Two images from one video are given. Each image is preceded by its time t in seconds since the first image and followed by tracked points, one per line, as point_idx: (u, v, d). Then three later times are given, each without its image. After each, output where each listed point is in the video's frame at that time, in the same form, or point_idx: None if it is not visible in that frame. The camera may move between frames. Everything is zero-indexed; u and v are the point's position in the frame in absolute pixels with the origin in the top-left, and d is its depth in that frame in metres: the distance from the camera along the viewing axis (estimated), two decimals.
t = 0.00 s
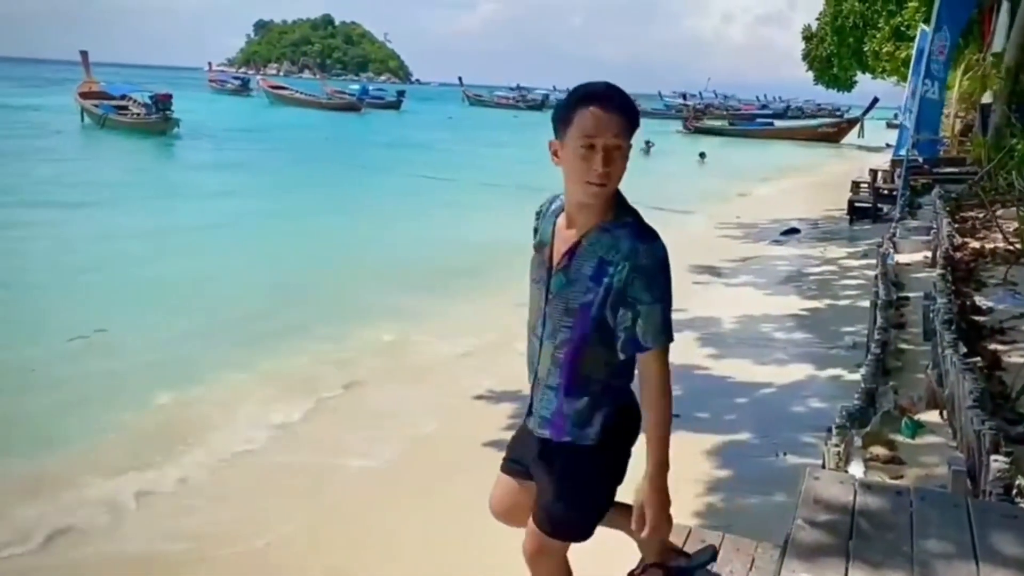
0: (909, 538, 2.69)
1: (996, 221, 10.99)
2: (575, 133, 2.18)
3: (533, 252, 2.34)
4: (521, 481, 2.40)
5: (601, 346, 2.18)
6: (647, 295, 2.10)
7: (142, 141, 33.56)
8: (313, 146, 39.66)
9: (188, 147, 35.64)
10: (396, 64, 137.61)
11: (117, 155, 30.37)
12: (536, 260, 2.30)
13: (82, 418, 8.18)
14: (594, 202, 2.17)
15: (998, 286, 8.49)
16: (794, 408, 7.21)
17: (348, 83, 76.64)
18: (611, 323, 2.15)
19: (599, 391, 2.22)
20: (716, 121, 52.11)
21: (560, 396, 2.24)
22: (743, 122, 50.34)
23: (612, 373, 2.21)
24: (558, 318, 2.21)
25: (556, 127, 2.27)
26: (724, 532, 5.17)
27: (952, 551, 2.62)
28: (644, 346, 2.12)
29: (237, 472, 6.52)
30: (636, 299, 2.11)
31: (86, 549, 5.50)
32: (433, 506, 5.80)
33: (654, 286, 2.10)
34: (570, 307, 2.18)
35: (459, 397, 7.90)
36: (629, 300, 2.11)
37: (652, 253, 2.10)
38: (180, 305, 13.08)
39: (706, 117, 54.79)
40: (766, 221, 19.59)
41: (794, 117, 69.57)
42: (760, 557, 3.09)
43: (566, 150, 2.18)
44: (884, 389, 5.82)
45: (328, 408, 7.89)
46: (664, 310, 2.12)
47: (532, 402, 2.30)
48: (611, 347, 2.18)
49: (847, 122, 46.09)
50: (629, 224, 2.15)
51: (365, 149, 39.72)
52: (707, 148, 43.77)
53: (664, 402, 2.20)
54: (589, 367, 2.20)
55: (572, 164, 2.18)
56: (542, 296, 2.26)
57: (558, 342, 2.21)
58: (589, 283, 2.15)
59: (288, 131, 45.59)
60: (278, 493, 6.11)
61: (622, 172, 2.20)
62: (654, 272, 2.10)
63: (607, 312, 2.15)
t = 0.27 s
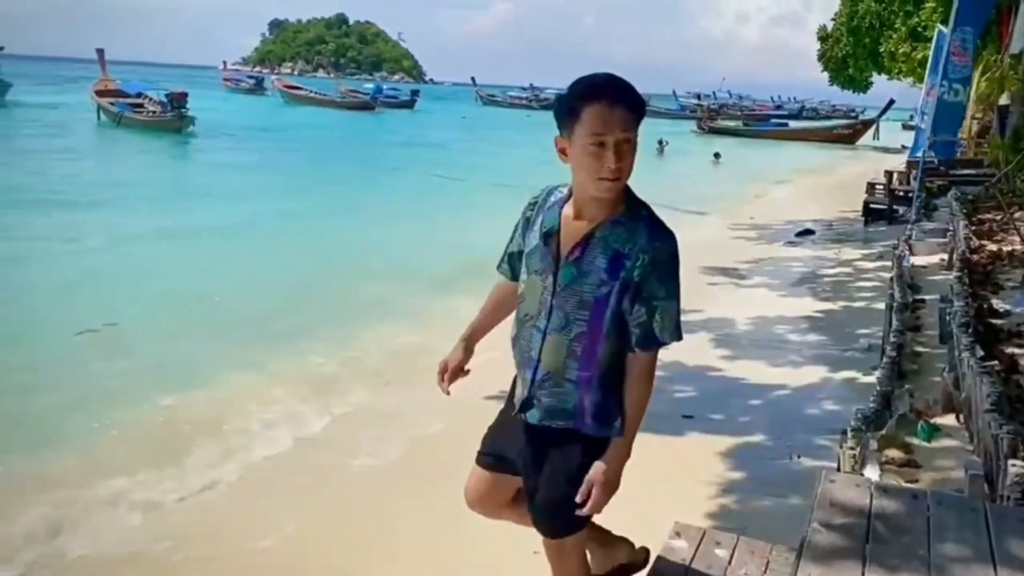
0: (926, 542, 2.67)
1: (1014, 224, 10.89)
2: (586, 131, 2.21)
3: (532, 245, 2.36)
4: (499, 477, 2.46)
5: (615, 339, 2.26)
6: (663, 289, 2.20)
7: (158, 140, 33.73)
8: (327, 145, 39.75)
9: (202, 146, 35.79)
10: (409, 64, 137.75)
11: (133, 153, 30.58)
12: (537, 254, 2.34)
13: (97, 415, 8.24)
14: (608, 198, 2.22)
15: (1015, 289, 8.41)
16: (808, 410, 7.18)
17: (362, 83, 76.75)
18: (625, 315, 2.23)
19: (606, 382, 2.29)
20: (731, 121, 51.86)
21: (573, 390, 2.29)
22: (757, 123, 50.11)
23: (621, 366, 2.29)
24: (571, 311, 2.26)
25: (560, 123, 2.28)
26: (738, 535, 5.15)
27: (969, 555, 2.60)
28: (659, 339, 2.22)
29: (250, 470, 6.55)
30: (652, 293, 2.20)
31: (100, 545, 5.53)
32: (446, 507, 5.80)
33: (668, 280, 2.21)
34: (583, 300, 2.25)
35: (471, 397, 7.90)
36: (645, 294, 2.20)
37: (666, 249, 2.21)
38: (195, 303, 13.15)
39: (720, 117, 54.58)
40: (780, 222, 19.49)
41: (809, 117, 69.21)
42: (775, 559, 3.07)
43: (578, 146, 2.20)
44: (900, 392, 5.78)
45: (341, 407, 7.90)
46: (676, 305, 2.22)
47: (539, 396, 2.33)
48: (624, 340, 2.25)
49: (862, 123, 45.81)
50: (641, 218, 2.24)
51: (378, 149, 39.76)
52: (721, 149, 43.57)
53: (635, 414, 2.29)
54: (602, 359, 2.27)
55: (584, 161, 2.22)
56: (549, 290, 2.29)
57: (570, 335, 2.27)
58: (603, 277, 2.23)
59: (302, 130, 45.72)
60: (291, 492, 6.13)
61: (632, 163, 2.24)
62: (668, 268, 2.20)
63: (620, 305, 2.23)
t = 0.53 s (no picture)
0: (950, 547, 2.65)
1: None
2: (588, 131, 2.19)
3: (532, 251, 2.34)
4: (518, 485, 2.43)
5: (629, 333, 2.23)
6: (674, 278, 2.18)
7: (178, 138, 33.94)
8: (346, 143, 39.86)
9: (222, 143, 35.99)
10: (428, 62, 137.92)
11: (155, 150, 30.82)
12: (543, 258, 2.31)
13: (117, 411, 8.31)
14: (615, 194, 2.20)
15: None
16: (828, 413, 7.12)
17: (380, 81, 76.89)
18: (639, 310, 2.21)
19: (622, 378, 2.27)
20: (750, 121, 51.54)
21: (593, 390, 2.27)
22: (777, 123, 49.78)
23: (638, 361, 2.26)
24: (583, 310, 2.24)
25: (560, 127, 2.27)
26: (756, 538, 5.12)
27: (993, 561, 2.58)
28: (675, 328, 2.20)
29: (267, 469, 6.56)
30: (663, 283, 2.18)
31: (119, 539, 5.55)
32: (463, 507, 5.80)
33: (678, 269, 2.19)
34: (595, 298, 2.22)
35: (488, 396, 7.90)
36: (657, 286, 2.18)
37: (672, 238, 2.20)
38: (215, 299, 13.25)
39: (739, 117, 54.27)
40: (800, 223, 19.35)
41: (830, 117, 68.69)
42: (794, 564, 3.10)
43: (582, 147, 2.19)
44: (921, 396, 5.73)
45: (359, 405, 7.93)
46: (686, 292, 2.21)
47: (560, 399, 2.28)
48: (638, 333, 2.23)
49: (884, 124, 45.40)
50: (643, 215, 2.23)
51: (397, 147, 39.84)
52: (740, 149, 43.32)
53: (675, 414, 2.23)
54: (617, 355, 2.25)
55: (590, 159, 2.19)
56: (558, 292, 2.27)
57: (583, 334, 2.25)
58: (612, 273, 2.21)
59: (321, 128, 45.87)
60: (309, 490, 6.15)
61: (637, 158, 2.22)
62: (676, 257, 2.19)
63: (632, 298, 2.21)
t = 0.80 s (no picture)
0: (971, 554, 2.63)
1: None
2: (597, 132, 2.20)
3: (535, 258, 2.30)
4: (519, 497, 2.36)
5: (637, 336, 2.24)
6: (680, 278, 2.20)
7: (198, 136, 34.12)
8: (364, 142, 39.96)
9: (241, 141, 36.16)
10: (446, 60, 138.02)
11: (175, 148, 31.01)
12: (547, 265, 2.27)
13: (134, 408, 8.34)
14: (622, 195, 2.20)
15: None
16: (847, 416, 7.07)
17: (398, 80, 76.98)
18: (646, 312, 2.21)
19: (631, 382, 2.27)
20: (769, 120, 51.23)
21: (606, 395, 2.26)
22: (797, 122, 49.44)
23: (645, 363, 2.27)
24: (594, 316, 2.22)
25: (565, 129, 2.28)
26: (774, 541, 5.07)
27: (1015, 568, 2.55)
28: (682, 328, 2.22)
29: (283, 467, 6.59)
30: (669, 285, 2.20)
31: (137, 536, 5.59)
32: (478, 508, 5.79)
33: (683, 268, 2.21)
34: (605, 302, 2.21)
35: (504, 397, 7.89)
36: (665, 287, 2.20)
37: (676, 239, 2.21)
38: (232, 297, 13.29)
39: (759, 117, 53.93)
40: (819, 224, 19.21)
41: (851, 116, 68.17)
42: (813, 568, 3.03)
43: (589, 149, 2.20)
44: (943, 401, 5.67)
45: (375, 405, 7.94)
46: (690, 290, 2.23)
47: (573, 406, 2.27)
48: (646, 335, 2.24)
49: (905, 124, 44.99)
50: (646, 217, 2.24)
51: (414, 145, 39.90)
52: (759, 148, 43.07)
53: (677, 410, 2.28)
54: (628, 358, 2.25)
55: (597, 161, 2.20)
56: (566, 298, 2.24)
57: (594, 339, 2.23)
58: (621, 276, 2.20)
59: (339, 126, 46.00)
60: (325, 489, 6.15)
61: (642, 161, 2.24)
62: (681, 256, 2.20)
63: (641, 301, 2.21)
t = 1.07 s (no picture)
0: (991, 558, 2.60)
1: None
2: (593, 167, 2.22)
3: (530, 292, 2.29)
4: (520, 534, 2.41)
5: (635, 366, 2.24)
6: (675, 308, 2.23)
7: (216, 134, 34.29)
8: (381, 140, 40.03)
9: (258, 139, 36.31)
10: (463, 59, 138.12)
11: (193, 146, 31.16)
12: (542, 299, 2.26)
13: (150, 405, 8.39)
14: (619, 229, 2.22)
15: None
16: (865, 418, 7.01)
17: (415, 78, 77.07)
18: (644, 342, 2.23)
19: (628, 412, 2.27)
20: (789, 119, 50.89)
21: (606, 425, 2.25)
22: (816, 121, 49.10)
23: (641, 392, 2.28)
24: (592, 348, 2.21)
25: (562, 164, 2.28)
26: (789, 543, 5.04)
27: None
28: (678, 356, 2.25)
29: (299, 463, 6.62)
30: (665, 314, 2.22)
31: (154, 531, 5.63)
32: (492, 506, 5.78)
33: (677, 297, 2.24)
34: (603, 334, 2.20)
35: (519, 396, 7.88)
36: (662, 317, 2.22)
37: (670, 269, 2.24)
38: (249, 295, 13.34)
39: (778, 116, 53.58)
40: (837, 224, 19.07)
41: (871, 116, 67.61)
42: (831, 571, 3.01)
43: (587, 182, 2.21)
44: (963, 403, 5.60)
45: (391, 402, 7.94)
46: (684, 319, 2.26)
47: (576, 438, 2.26)
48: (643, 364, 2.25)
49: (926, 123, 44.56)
50: (640, 249, 2.25)
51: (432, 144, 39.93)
52: (778, 147, 42.81)
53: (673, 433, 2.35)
54: (626, 388, 2.25)
55: (596, 195, 2.21)
56: (562, 332, 2.22)
57: (593, 372, 2.22)
58: (618, 308, 2.20)
59: (357, 125, 46.12)
60: (340, 487, 6.17)
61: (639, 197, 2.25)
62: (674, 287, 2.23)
63: (638, 331, 2.22)
